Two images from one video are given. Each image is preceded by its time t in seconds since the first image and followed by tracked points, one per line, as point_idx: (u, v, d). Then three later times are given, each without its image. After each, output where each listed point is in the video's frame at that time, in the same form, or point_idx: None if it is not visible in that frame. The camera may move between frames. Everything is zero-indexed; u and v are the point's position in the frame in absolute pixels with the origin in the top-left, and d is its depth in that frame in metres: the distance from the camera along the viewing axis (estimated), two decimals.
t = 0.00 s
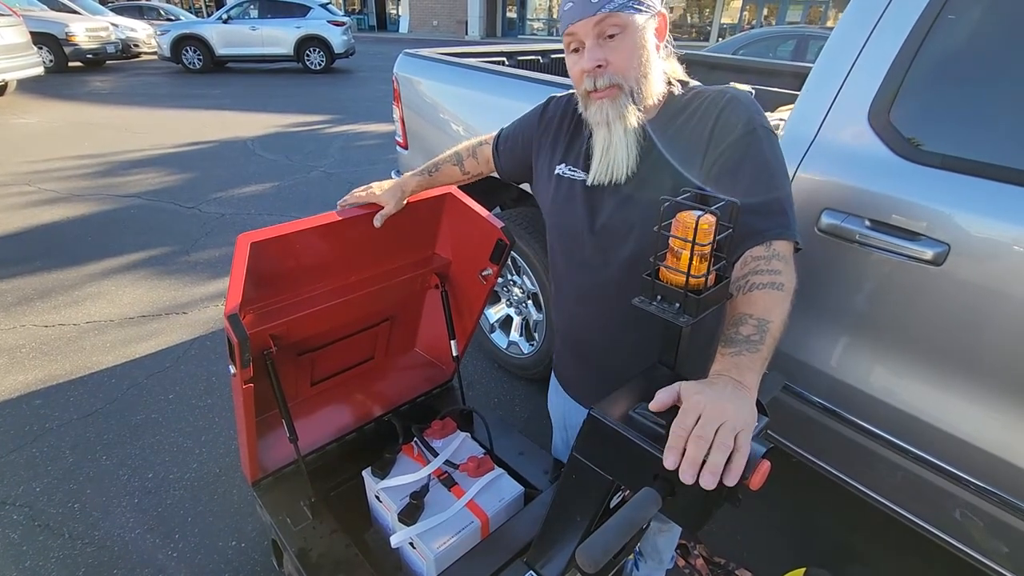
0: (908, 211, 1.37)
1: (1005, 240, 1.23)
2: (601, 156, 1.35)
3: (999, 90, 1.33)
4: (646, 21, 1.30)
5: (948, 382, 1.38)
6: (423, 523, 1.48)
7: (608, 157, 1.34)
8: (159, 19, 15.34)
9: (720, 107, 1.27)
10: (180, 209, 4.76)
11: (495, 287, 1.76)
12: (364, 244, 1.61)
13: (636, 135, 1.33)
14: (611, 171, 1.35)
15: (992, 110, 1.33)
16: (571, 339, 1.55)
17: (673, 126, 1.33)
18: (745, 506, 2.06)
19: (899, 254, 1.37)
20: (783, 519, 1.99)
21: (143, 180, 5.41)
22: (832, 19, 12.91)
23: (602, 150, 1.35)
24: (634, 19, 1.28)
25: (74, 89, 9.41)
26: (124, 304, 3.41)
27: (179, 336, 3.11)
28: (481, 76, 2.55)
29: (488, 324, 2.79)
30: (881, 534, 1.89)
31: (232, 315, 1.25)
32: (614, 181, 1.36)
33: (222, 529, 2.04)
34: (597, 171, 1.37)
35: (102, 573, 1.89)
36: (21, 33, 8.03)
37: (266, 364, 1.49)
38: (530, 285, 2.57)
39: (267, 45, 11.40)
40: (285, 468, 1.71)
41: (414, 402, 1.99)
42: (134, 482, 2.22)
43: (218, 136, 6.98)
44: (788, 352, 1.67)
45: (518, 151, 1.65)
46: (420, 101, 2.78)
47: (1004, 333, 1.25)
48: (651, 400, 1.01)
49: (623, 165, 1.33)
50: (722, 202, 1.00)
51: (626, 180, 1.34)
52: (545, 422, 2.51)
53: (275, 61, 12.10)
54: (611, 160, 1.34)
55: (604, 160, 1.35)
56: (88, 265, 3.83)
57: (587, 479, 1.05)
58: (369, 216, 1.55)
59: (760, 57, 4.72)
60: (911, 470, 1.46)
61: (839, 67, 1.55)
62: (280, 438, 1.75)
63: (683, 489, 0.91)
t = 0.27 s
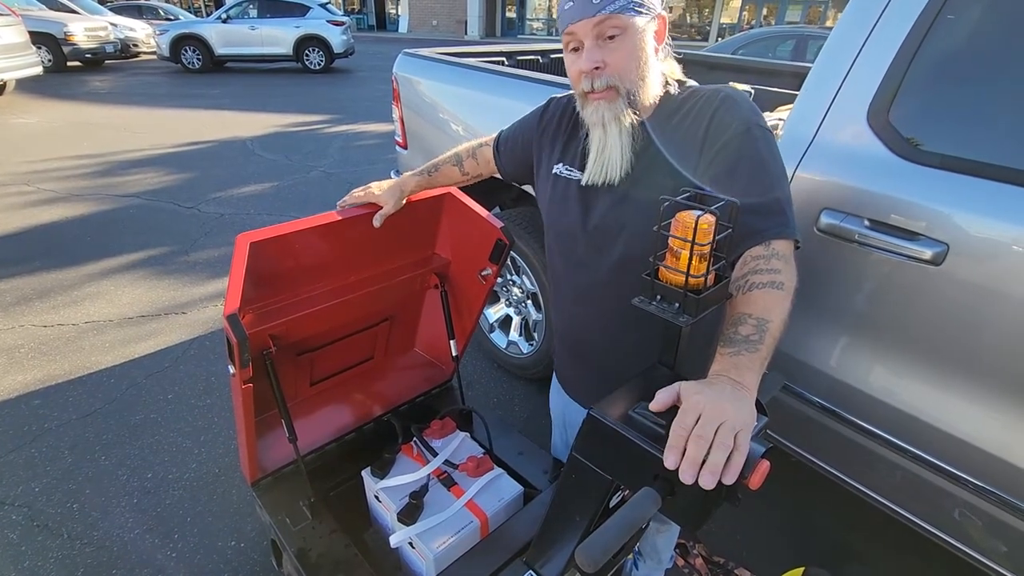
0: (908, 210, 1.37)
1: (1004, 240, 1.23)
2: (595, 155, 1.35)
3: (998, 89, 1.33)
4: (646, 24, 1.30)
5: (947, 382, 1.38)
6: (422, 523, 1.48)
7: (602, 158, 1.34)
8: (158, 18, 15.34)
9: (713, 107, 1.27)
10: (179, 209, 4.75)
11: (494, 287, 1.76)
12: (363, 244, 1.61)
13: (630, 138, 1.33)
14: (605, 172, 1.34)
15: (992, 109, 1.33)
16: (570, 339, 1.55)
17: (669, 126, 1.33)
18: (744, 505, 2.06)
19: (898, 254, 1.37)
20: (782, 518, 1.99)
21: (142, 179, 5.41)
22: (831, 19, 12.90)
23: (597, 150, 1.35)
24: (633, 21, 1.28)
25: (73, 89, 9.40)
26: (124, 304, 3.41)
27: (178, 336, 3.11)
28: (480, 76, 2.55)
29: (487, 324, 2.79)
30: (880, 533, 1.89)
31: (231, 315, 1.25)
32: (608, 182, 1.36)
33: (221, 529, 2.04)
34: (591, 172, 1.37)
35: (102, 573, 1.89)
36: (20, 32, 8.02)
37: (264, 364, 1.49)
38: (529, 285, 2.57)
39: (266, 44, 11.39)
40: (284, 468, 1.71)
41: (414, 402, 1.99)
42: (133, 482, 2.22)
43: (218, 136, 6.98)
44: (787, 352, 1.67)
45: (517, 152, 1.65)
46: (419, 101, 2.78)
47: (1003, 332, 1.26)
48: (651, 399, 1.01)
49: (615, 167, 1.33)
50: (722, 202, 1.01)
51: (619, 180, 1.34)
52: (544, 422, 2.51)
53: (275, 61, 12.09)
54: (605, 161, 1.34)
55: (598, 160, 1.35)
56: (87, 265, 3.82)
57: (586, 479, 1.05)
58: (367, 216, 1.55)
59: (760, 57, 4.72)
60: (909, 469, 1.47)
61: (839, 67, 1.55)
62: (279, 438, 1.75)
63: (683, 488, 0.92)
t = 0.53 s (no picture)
0: (906, 210, 1.37)
1: (1003, 240, 1.23)
2: (600, 153, 1.35)
3: (997, 89, 1.33)
4: (656, 23, 1.31)
5: (945, 382, 1.38)
6: (421, 523, 1.48)
7: (608, 156, 1.34)
8: (157, 18, 15.33)
9: (710, 108, 1.27)
10: (178, 209, 4.75)
11: (493, 287, 1.76)
12: (362, 244, 1.61)
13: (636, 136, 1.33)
14: (610, 170, 1.34)
15: (991, 108, 1.33)
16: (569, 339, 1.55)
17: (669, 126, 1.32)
18: (743, 505, 2.06)
19: (897, 254, 1.37)
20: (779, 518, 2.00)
21: (141, 179, 5.41)
22: (831, 18, 12.89)
23: (603, 147, 1.35)
24: (642, 19, 1.29)
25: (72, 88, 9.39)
26: (123, 304, 3.40)
27: (177, 336, 3.11)
28: (480, 76, 2.54)
29: (486, 324, 2.79)
30: (879, 532, 1.89)
31: (230, 315, 1.24)
32: (613, 180, 1.35)
33: (219, 529, 2.04)
34: (596, 170, 1.37)
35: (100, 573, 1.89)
36: (20, 32, 8.02)
37: (263, 364, 1.49)
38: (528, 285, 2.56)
39: (266, 44, 11.39)
40: (283, 468, 1.71)
41: (413, 402, 1.99)
42: (132, 483, 2.22)
43: (217, 135, 6.97)
44: (786, 352, 1.67)
45: (521, 151, 1.65)
46: (418, 101, 2.78)
47: (1001, 332, 1.26)
48: (650, 399, 1.01)
49: (621, 165, 1.33)
50: (720, 202, 1.00)
51: (623, 178, 1.34)
52: (544, 422, 2.51)
53: (274, 61, 12.08)
54: (610, 159, 1.33)
55: (603, 159, 1.34)
56: (86, 265, 3.82)
57: (585, 480, 1.05)
58: (366, 216, 1.55)
59: (760, 57, 4.71)
60: (907, 468, 1.47)
61: (838, 65, 1.55)
62: (278, 438, 1.75)
63: (681, 489, 0.92)
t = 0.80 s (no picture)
0: (906, 211, 1.37)
1: (1002, 240, 1.23)
2: (609, 142, 1.35)
3: (997, 89, 1.33)
4: (671, 17, 1.32)
5: (945, 382, 1.38)
6: (421, 523, 1.48)
7: (617, 145, 1.33)
8: (157, 18, 15.33)
9: (720, 108, 1.28)
10: (178, 209, 4.75)
11: (493, 287, 1.76)
12: (362, 244, 1.60)
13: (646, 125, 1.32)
14: (618, 159, 1.34)
15: (991, 108, 1.33)
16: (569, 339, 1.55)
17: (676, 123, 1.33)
18: (743, 505, 2.07)
19: (897, 254, 1.37)
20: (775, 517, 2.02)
21: (141, 179, 5.40)
22: (831, 19, 12.88)
23: (612, 136, 1.34)
24: (660, 12, 1.30)
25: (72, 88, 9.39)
26: (122, 304, 3.40)
27: (177, 336, 3.11)
28: (480, 76, 2.54)
29: (486, 324, 2.79)
30: (879, 532, 1.89)
31: (229, 315, 1.24)
32: (621, 169, 1.34)
33: (219, 529, 2.04)
34: (604, 159, 1.37)
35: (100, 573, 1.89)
36: (20, 32, 8.02)
37: (263, 364, 1.49)
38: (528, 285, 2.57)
39: (266, 44, 11.38)
40: (283, 468, 1.71)
41: (413, 402, 1.99)
42: (131, 483, 2.22)
43: (217, 135, 6.97)
44: (786, 352, 1.67)
45: (525, 145, 1.64)
46: (418, 101, 2.78)
47: (1001, 332, 1.26)
48: (650, 399, 1.01)
49: (629, 154, 1.32)
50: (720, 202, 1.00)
51: (632, 168, 1.33)
52: (544, 422, 2.51)
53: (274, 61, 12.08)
54: (620, 147, 1.33)
55: (613, 147, 1.34)
56: (85, 265, 3.82)
57: (585, 480, 1.05)
58: (366, 216, 1.55)
59: (760, 57, 4.71)
60: (907, 468, 1.47)
61: (838, 64, 1.55)
62: (277, 438, 1.75)
63: (681, 488, 0.92)
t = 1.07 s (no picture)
0: (907, 211, 1.37)
1: (1003, 240, 1.23)
2: (619, 142, 1.34)
3: (998, 89, 1.33)
4: (684, 16, 1.33)
5: (945, 382, 1.38)
6: (421, 523, 1.48)
7: (627, 143, 1.33)
8: (158, 18, 15.33)
9: (731, 110, 1.28)
10: (178, 209, 4.75)
11: (494, 287, 1.76)
12: (362, 245, 1.61)
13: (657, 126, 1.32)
14: (628, 158, 1.33)
15: (992, 108, 1.33)
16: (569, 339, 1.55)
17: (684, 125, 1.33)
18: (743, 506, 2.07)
19: (898, 255, 1.37)
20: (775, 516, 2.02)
21: (141, 179, 5.40)
22: (831, 19, 12.87)
23: (622, 134, 1.34)
24: (673, 12, 1.31)
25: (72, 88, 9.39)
26: (123, 304, 3.40)
27: (177, 336, 3.11)
28: (480, 76, 2.54)
29: (486, 324, 2.79)
30: (880, 534, 1.88)
31: (230, 317, 1.24)
32: (631, 168, 1.34)
33: (220, 529, 2.04)
34: (614, 158, 1.37)
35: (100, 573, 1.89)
36: (20, 32, 8.02)
37: (264, 364, 1.49)
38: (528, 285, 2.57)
39: (266, 44, 11.38)
40: (283, 469, 1.71)
41: (413, 402, 1.99)
42: (132, 483, 2.22)
43: (217, 135, 6.97)
44: (787, 352, 1.67)
45: (529, 147, 1.64)
46: (419, 101, 2.78)
47: (1001, 332, 1.26)
48: (651, 400, 1.01)
49: (639, 154, 1.32)
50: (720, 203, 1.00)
51: (642, 167, 1.33)
52: (544, 422, 2.51)
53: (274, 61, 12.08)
54: (629, 146, 1.32)
55: (622, 146, 1.34)
56: (86, 265, 3.82)
57: (586, 480, 1.05)
58: (366, 217, 1.54)
59: (760, 57, 4.71)
60: (907, 469, 1.47)
61: (839, 63, 1.55)
62: (278, 438, 1.75)
63: (682, 489, 0.92)
